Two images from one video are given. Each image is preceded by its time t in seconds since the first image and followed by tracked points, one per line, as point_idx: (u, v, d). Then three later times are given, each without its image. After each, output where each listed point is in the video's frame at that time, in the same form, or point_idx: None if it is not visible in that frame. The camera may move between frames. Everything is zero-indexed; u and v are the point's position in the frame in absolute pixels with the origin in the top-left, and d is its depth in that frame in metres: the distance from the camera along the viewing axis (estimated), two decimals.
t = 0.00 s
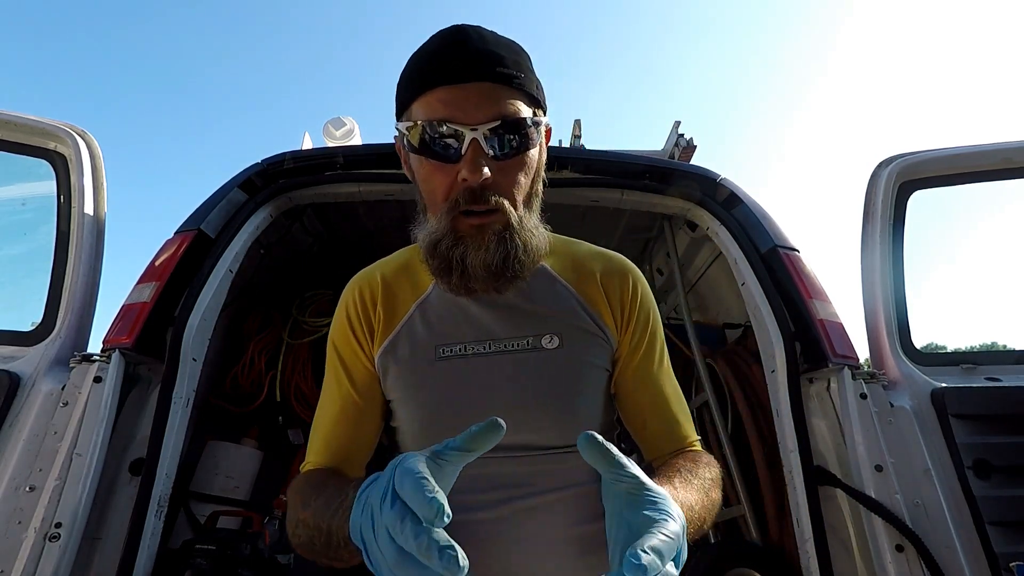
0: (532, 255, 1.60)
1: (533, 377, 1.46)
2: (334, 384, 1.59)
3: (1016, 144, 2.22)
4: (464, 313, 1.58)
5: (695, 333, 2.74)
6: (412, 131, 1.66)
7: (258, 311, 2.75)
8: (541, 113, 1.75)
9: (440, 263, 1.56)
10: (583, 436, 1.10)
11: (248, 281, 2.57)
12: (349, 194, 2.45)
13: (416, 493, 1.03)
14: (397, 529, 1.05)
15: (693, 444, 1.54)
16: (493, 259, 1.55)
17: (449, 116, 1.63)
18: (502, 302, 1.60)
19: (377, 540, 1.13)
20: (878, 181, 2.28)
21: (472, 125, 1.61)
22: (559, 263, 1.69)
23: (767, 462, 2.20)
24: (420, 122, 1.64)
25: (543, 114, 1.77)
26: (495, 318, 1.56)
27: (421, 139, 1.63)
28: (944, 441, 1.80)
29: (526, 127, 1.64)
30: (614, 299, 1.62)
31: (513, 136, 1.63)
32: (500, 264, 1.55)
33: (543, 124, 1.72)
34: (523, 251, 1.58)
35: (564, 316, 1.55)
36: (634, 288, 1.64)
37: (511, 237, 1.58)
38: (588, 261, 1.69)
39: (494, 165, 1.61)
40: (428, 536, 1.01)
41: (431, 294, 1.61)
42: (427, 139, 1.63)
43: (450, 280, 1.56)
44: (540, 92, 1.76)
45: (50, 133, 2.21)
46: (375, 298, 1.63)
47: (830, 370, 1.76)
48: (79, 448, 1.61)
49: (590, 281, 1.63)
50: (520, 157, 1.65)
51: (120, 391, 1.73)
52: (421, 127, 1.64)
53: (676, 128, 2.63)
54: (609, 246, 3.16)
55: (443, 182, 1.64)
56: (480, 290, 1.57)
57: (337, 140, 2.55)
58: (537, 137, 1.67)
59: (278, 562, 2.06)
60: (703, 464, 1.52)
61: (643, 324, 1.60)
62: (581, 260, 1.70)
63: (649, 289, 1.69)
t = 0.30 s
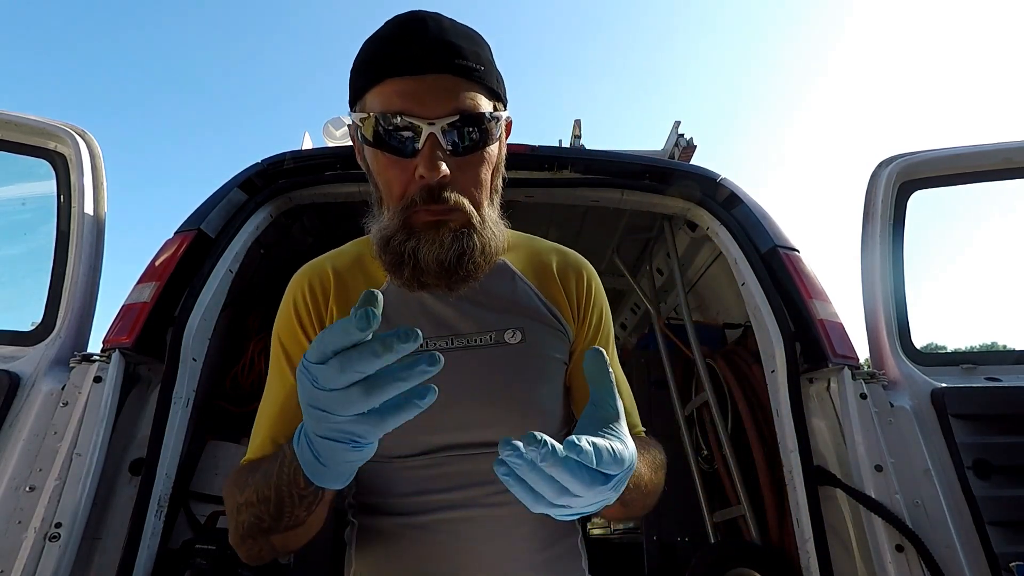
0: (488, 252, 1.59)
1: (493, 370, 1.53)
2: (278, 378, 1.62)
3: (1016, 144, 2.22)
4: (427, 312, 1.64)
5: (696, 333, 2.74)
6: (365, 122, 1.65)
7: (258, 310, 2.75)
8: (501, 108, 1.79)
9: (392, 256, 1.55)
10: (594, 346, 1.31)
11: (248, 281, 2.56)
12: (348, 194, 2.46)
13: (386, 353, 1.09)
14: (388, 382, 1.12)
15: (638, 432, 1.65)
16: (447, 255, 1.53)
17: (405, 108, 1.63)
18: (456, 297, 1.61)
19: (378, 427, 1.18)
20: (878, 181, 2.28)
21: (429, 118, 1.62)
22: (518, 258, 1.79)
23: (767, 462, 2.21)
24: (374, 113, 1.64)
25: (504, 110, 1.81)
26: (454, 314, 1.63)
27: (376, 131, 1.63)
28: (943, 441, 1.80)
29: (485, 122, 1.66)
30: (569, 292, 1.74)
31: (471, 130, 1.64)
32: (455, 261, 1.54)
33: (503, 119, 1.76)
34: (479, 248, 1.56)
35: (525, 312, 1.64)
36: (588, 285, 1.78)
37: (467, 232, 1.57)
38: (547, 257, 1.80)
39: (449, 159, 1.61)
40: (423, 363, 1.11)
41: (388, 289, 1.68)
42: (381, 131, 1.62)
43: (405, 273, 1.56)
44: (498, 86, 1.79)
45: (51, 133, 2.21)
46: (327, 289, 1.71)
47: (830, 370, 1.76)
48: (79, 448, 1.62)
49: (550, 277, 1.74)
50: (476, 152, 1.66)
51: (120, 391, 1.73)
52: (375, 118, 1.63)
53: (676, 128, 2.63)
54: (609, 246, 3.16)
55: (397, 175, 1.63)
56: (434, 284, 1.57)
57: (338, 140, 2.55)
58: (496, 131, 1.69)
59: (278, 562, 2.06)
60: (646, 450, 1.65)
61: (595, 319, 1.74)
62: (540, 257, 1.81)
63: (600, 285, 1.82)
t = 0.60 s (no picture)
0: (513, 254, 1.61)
1: (517, 370, 1.53)
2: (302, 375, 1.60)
3: (1016, 144, 2.22)
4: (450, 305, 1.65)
5: (696, 333, 2.74)
6: (403, 115, 1.65)
7: (258, 309, 2.75)
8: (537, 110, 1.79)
9: (419, 252, 1.56)
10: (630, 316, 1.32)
11: (248, 281, 2.56)
12: (348, 194, 2.46)
13: (385, 330, 1.09)
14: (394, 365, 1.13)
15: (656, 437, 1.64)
16: (474, 255, 1.55)
17: (444, 103, 1.63)
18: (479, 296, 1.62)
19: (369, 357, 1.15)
20: (878, 181, 2.28)
21: (465, 115, 1.61)
22: (543, 259, 1.77)
23: (767, 462, 2.21)
24: (413, 106, 1.63)
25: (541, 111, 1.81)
26: (474, 311, 1.64)
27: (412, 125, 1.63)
28: (943, 441, 1.80)
29: (522, 123, 1.65)
30: (598, 296, 1.71)
31: (507, 130, 1.63)
32: (482, 261, 1.55)
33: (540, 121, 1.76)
34: (505, 249, 1.58)
35: (547, 314, 1.63)
36: (616, 290, 1.74)
37: (494, 233, 1.59)
38: (574, 259, 1.78)
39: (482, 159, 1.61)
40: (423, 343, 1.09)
41: (412, 284, 1.70)
42: (418, 125, 1.62)
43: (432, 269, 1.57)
44: (537, 89, 1.78)
45: (50, 133, 2.21)
46: (351, 286, 1.70)
47: (830, 370, 1.76)
48: (79, 448, 1.62)
49: (574, 280, 1.71)
50: (511, 152, 1.66)
51: (120, 391, 1.73)
52: (414, 112, 1.63)
53: (676, 128, 2.63)
54: (609, 246, 3.16)
55: (429, 170, 1.64)
56: (458, 283, 1.58)
57: (337, 140, 2.55)
58: (532, 133, 1.68)
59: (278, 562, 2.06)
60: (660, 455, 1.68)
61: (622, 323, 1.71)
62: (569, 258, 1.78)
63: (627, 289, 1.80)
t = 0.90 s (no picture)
0: (576, 254, 1.61)
1: (574, 372, 1.49)
2: (363, 377, 1.57)
3: (1016, 144, 2.23)
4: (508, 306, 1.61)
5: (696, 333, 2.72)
6: (469, 111, 1.64)
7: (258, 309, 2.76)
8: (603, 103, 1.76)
9: (481, 252, 1.57)
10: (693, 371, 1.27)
11: (248, 280, 2.57)
12: (348, 194, 2.46)
13: (412, 434, 1.08)
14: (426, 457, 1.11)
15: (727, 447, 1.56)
16: (536, 255, 1.56)
17: (512, 99, 1.61)
18: (541, 298, 1.61)
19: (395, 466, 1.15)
20: (878, 181, 2.28)
21: (532, 112, 1.60)
22: (604, 259, 1.73)
23: (768, 465, 2.20)
24: (479, 102, 1.62)
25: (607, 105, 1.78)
26: (534, 314, 1.60)
27: (477, 123, 1.62)
28: (943, 441, 1.80)
29: (587, 118, 1.64)
30: (658, 300, 1.65)
31: (573, 127, 1.62)
32: (544, 261, 1.57)
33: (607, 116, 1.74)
34: (568, 250, 1.59)
35: (608, 316, 1.59)
36: (681, 292, 1.68)
37: (556, 233, 1.60)
38: (634, 260, 1.72)
39: (547, 158, 1.61)
40: (455, 438, 1.07)
41: (471, 282, 1.64)
42: (485, 121, 1.61)
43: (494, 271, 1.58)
44: (603, 83, 1.75)
45: (50, 133, 2.21)
46: (412, 282, 1.66)
47: (830, 370, 1.76)
48: (79, 448, 1.62)
49: (634, 282, 1.66)
50: (576, 150, 1.65)
51: (120, 391, 1.73)
52: (480, 109, 1.62)
53: (676, 128, 2.63)
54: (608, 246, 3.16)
55: (495, 169, 1.64)
56: (520, 284, 1.59)
57: (337, 140, 2.54)
58: (597, 129, 1.67)
59: (277, 562, 2.06)
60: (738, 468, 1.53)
61: (686, 330, 1.64)
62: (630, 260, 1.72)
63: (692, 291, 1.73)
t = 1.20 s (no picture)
0: (578, 244, 1.61)
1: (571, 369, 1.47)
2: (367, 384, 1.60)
3: (1015, 144, 2.23)
4: (506, 299, 1.60)
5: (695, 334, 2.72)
6: (480, 98, 1.65)
7: (257, 310, 2.76)
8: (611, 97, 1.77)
9: (484, 237, 1.58)
10: (653, 450, 1.22)
11: (248, 280, 2.56)
12: (347, 194, 2.46)
13: (362, 423, 1.19)
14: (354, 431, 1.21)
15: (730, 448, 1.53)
16: (538, 242, 1.56)
17: (523, 86, 1.62)
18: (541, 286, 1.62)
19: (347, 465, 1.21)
20: (878, 181, 2.28)
21: (543, 99, 1.60)
22: (606, 257, 1.71)
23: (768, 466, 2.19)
24: (488, 89, 1.62)
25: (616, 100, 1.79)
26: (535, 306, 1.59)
27: (486, 110, 1.63)
28: (943, 441, 1.80)
29: (597, 111, 1.64)
30: (660, 301, 1.61)
31: (583, 118, 1.62)
32: (546, 249, 1.56)
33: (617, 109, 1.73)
34: (571, 239, 1.59)
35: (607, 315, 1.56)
36: (684, 292, 1.64)
37: (560, 222, 1.59)
38: (636, 260, 1.69)
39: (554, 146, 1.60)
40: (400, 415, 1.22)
41: (469, 278, 1.64)
42: (495, 107, 1.61)
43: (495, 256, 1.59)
44: (613, 77, 1.77)
45: (50, 133, 2.21)
46: (410, 284, 1.65)
47: (830, 369, 1.76)
48: (79, 448, 1.62)
49: (635, 281, 1.63)
50: (584, 141, 1.64)
51: (120, 391, 1.73)
52: (489, 97, 1.62)
53: (676, 128, 2.63)
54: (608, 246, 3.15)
55: (501, 155, 1.63)
56: (521, 270, 1.59)
57: (337, 140, 2.54)
58: (607, 122, 1.66)
59: (277, 562, 2.06)
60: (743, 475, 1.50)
61: (690, 332, 1.60)
62: (633, 259, 1.69)
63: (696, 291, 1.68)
